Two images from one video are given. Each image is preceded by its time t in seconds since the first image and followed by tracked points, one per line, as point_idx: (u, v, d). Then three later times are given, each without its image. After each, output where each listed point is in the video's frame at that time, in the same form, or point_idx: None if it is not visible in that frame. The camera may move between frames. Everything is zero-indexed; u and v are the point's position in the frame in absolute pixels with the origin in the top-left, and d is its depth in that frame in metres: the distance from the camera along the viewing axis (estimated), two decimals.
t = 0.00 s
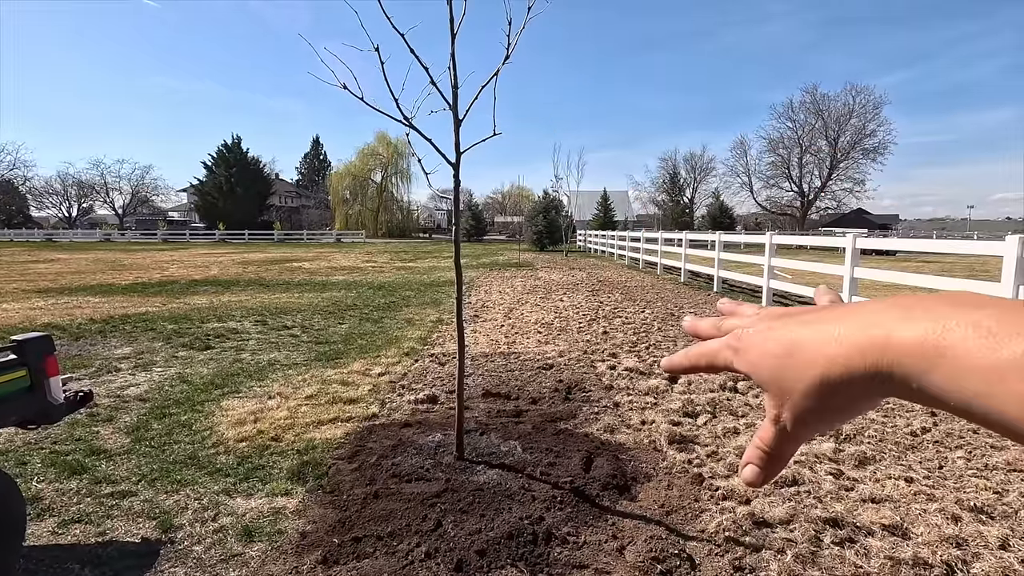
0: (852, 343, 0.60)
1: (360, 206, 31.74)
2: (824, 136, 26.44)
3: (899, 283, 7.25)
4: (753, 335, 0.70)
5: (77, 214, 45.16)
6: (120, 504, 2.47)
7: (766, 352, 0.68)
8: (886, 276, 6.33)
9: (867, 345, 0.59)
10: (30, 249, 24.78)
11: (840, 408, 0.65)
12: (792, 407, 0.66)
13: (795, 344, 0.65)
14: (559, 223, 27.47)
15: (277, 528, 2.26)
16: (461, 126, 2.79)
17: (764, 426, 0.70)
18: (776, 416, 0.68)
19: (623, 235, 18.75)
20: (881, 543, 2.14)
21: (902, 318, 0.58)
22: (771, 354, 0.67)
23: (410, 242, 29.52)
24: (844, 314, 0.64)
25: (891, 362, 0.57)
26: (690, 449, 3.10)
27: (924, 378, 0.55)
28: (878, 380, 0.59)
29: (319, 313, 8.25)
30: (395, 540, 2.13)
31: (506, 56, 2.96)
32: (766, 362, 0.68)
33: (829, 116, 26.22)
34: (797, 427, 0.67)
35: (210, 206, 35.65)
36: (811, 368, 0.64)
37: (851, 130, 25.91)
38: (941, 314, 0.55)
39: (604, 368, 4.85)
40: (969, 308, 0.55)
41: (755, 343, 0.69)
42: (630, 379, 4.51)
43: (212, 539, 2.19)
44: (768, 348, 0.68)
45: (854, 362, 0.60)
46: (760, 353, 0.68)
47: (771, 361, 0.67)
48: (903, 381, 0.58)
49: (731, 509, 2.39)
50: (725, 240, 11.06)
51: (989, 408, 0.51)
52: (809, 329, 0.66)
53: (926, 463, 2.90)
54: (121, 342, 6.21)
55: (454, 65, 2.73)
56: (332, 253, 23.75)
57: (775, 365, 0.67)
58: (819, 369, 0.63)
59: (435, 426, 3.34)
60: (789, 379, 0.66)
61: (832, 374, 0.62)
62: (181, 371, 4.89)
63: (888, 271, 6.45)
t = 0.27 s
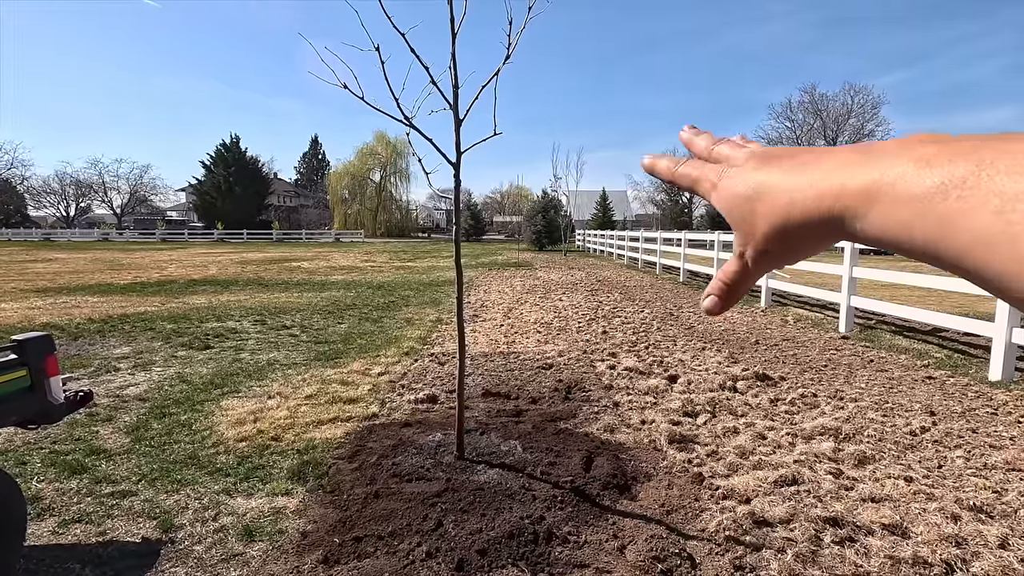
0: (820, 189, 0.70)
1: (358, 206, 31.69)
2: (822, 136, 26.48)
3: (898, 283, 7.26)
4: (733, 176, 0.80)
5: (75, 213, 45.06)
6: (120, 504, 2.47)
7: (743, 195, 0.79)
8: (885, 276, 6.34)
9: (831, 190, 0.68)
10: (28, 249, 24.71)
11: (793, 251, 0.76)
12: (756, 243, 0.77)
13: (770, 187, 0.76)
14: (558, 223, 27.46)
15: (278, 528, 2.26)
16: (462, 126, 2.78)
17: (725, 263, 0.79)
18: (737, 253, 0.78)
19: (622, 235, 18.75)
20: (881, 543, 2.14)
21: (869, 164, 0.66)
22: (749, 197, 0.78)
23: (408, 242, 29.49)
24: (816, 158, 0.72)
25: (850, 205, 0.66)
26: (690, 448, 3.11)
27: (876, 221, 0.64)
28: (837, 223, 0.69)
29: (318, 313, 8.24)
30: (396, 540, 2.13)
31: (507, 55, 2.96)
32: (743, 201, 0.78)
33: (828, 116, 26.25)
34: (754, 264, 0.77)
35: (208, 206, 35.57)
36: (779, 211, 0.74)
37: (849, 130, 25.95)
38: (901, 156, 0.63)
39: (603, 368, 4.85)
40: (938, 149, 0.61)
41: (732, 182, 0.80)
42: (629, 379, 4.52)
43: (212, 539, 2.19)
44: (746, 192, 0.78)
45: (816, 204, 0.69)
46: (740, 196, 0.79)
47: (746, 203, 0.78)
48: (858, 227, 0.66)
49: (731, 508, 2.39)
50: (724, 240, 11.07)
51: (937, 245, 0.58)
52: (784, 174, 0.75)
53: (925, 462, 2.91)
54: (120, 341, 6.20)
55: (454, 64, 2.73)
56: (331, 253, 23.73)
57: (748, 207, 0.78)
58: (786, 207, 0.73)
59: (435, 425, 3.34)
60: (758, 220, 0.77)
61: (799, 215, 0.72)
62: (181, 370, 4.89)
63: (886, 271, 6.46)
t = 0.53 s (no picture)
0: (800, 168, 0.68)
1: (358, 206, 31.69)
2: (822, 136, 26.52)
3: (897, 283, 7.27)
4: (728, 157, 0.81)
5: (74, 213, 44.99)
6: (120, 505, 2.46)
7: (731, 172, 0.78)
8: (884, 276, 6.35)
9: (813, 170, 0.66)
10: (26, 250, 24.65)
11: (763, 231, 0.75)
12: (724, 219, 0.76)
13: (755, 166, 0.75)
14: (557, 224, 27.47)
15: (278, 528, 2.25)
16: (463, 126, 2.78)
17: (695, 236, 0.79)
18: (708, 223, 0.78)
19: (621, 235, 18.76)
20: (883, 543, 2.14)
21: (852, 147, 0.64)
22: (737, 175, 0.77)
23: (408, 242, 29.50)
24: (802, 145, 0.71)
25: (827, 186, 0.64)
26: (691, 448, 3.11)
27: (849, 198, 0.61)
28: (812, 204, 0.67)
29: (318, 313, 8.24)
30: (397, 540, 2.13)
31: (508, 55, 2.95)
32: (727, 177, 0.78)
33: (827, 116, 26.30)
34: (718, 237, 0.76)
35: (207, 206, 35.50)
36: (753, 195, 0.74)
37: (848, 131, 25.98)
38: (886, 138, 0.60)
39: (604, 368, 4.85)
40: (938, 135, 0.57)
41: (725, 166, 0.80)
42: (630, 379, 4.52)
43: (213, 540, 2.18)
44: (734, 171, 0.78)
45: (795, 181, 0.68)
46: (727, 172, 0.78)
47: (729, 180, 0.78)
48: (829, 203, 0.64)
49: (733, 508, 2.39)
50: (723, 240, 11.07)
51: (910, 225, 0.55)
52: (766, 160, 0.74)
53: (926, 463, 2.91)
54: (119, 342, 6.19)
55: (455, 64, 2.73)
56: (331, 253, 23.75)
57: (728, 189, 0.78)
58: (759, 189, 0.73)
59: (435, 425, 3.34)
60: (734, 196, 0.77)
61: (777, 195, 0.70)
62: (181, 371, 4.88)
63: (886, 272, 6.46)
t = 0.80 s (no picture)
0: (880, 290, 0.69)
1: (359, 208, 31.73)
2: (823, 138, 26.52)
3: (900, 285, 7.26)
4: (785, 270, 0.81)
5: (76, 215, 45.12)
6: (123, 506, 2.47)
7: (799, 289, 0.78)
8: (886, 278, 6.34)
9: (889, 293, 0.68)
10: (28, 251, 24.73)
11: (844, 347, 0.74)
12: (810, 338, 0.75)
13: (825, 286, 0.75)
14: (558, 226, 27.48)
15: (281, 530, 2.25)
16: (465, 128, 2.79)
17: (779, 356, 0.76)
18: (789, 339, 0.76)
19: (622, 236, 18.76)
20: (887, 545, 2.14)
21: (925, 271, 0.67)
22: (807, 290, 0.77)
23: (409, 244, 29.53)
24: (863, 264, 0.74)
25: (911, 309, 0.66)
26: (693, 450, 3.11)
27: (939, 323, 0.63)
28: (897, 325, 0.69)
29: (319, 315, 8.25)
30: (400, 542, 2.13)
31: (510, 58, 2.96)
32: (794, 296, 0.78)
33: (828, 118, 26.29)
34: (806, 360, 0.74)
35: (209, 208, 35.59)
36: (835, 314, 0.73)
37: (849, 132, 25.98)
38: (966, 268, 0.64)
39: (605, 370, 4.85)
40: (1015, 264, 0.61)
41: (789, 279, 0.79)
42: (631, 381, 4.52)
43: (216, 541, 2.18)
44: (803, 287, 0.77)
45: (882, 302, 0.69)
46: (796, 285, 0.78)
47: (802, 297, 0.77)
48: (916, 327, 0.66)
49: (735, 510, 2.39)
50: (725, 242, 11.08)
51: (1000, 350, 0.59)
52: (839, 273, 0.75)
53: (929, 465, 2.91)
54: (121, 344, 6.20)
55: (457, 67, 2.74)
56: (332, 255, 23.79)
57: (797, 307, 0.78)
58: (839, 310, 0.73)
59: (438, 427, 3.34)
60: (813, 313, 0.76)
61: (864, 315, 0.70)
62: (183, 372, 4.89)
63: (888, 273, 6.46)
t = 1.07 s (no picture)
0: (947, 348, 0.63)
1: (361, 210, 31.79)
2: (825, 140, 26.50)
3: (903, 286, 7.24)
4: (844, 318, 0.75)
5: (80, 217, 45.32)
6: (128, 507, 2.48)
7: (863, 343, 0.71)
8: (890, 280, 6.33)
9: (960, 353, 0.62)
10: (34, 254, 24.95)
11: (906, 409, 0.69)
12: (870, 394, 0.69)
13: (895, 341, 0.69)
14: (560, 227, 27.50)
15: (285, 531, 2.26)
16: (468, 130, 2.80)
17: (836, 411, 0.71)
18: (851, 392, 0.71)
19: (624, 238, 18.75)
20: (891, 548, 2.13)
21: (1005, 335, 0.60)
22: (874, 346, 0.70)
23: (411, 246, 29.56)
24: (936, 322, 0.67)
25: (984, 375, 0.60)
26: (696, 452, 3.10)
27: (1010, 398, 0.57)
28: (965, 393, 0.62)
29: (322, 316, 8.26)
30: (403, 543, 2.13)
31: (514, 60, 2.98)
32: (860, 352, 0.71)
33: (830, 120, 26.27)
34: (867, 414, 0.69)
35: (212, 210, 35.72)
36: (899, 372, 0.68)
37: (852, 134, 25.94)
38: None
39: (608, 372, 4.84)
40: None
41: (846, 327, 0.74)
42: (634, 383, 4.51)
43: (220, 542, 2.19)
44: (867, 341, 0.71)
45: (952, 367, 0.62)
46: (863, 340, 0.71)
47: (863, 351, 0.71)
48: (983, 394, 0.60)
49: (738, 513, 2.39)
50: (727, 244, 11.07)
51: None
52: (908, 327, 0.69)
53: (933, 467, 2.90)
54: (125, 345, 6.22)
55: (461, 69, 2.75)
56: (335, 257, 23.82)
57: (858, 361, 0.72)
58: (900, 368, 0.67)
59: (440, 429, 3.34)
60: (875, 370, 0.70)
61: (927, 379, 0.65)
62: (187, 374, 4.91)
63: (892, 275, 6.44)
